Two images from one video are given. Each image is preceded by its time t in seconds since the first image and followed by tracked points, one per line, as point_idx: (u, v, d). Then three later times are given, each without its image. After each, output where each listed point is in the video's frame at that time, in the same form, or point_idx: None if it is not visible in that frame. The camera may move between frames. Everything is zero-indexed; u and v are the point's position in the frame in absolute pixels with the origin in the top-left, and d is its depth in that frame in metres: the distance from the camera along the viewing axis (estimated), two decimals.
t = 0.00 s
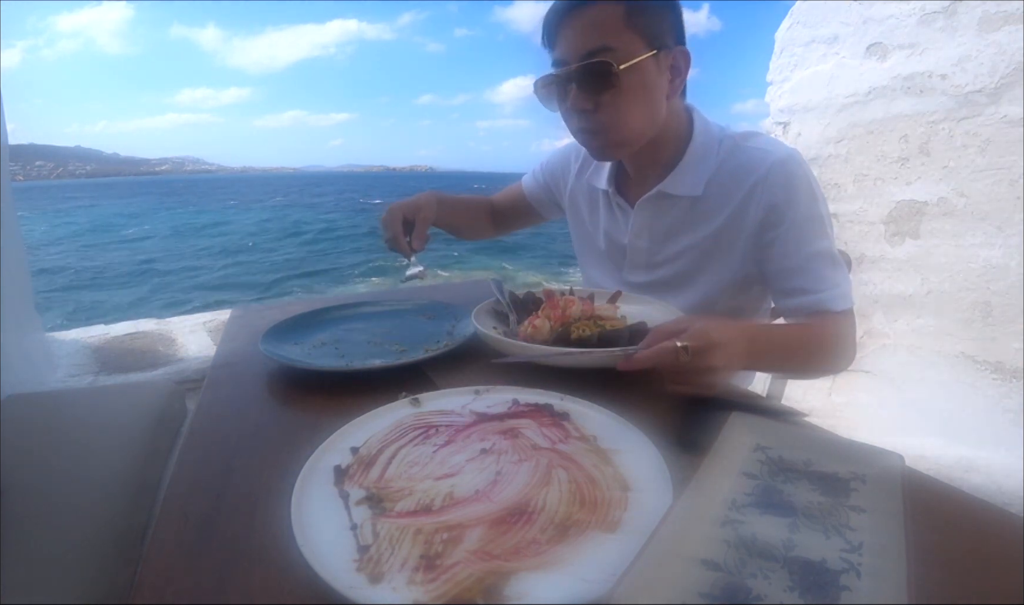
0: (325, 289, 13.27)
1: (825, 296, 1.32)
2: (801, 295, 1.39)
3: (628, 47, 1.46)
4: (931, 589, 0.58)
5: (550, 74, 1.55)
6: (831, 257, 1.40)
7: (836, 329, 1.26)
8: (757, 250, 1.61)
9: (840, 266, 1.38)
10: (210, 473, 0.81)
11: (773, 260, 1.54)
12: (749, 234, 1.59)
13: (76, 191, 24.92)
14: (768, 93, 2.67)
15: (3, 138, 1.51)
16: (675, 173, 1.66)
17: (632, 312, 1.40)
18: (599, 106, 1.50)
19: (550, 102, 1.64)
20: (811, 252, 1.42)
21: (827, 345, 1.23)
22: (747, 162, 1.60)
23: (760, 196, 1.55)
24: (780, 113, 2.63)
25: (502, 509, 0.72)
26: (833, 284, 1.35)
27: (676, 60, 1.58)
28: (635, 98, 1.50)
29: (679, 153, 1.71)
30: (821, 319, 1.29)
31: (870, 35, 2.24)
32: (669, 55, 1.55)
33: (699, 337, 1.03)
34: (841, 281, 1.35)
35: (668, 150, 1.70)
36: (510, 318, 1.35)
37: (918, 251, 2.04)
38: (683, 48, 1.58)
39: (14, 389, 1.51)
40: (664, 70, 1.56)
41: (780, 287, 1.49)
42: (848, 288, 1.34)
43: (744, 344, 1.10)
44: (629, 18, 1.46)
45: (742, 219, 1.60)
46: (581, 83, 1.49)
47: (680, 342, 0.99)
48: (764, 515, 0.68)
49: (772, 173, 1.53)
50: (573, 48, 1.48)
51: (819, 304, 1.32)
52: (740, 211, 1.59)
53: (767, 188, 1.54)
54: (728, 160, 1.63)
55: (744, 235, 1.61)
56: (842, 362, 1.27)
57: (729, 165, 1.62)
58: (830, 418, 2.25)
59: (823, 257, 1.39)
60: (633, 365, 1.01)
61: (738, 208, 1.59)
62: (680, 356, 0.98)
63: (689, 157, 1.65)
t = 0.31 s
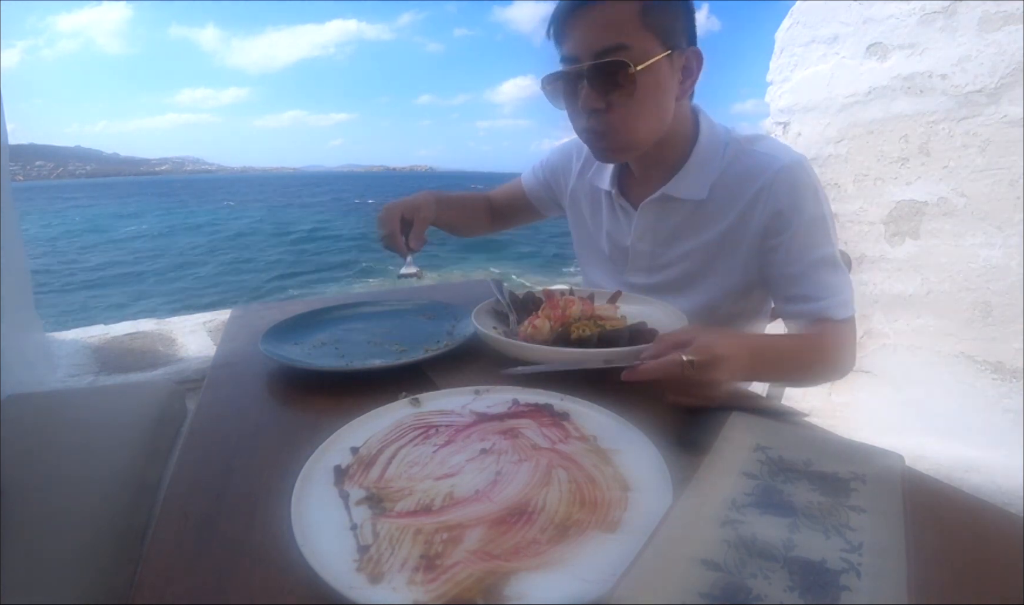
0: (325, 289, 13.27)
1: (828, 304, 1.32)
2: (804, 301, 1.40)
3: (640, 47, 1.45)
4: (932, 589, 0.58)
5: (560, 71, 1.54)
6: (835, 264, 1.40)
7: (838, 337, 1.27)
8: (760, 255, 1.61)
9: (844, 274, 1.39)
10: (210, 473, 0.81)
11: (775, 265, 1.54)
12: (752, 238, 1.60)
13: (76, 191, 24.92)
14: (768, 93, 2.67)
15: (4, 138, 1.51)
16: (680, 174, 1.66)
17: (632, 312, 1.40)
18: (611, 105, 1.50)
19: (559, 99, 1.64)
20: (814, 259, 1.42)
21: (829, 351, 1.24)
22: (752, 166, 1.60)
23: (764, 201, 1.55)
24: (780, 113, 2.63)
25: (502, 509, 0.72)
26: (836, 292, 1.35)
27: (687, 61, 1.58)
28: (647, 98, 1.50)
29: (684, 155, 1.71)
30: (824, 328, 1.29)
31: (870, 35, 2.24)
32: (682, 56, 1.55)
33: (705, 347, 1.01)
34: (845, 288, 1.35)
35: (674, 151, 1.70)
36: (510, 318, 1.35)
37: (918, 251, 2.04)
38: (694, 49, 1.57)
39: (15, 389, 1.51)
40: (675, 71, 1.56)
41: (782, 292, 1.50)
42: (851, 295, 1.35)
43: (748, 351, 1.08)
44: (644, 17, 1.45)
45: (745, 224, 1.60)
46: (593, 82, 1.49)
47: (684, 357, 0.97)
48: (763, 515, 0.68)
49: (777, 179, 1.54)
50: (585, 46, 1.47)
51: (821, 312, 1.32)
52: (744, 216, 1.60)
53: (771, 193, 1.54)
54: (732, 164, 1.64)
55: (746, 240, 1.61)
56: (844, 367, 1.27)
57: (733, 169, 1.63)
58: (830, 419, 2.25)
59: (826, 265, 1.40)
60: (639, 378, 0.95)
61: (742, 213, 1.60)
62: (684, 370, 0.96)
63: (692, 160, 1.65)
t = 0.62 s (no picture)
0: (325, 289, 13.27)
1: (828, 309, 1.32)
2: (804, 306, 1.40)
3: (644, 50, 1.45)
4: (932, 589, 0.58)
5: (563, 74, 1.53)
6: (836, 269, 1.40)
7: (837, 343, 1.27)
8: (760, 259, 1.61)
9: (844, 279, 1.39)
10: (210, 473, 0.81)
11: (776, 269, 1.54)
12: (752, 242, 1.60)
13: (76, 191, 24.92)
14: (768, 93, 2.66)
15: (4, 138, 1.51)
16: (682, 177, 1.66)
17: (632, 312, 1.40)
18: (613, 108, 1.50)
19: (561, 101, 1.63)
20: (815, 264, 1.43)
21: (829, 356, 1.24)
22: (753, 170, 1.60)
23: (765, 205, 1.55)
24: (780, 113, 2.62)
25: (502, 509, 0.72)
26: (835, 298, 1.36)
27: (691, 64, 1.57)
28: (650, 102, 1.50)
29: (687, 159, 1.70)
30: (823, 333, 1.29)
31: (870, 35, 2.24)
32: (685, 58, 1.54)
33: (703, 350, 1.02)
34: (844, 292, 1.36)
35: (677, 154, 1.69)
36: (510, 318, 1.35)
37: (918, 251, 2.04)
38: (697, 51, 1.57)
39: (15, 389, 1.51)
40: (679, 74, 1.55)
41: (782, 296, 1.50)
42: (851, 300, 1.35)
43: (748, 356, 1.08)
44: (646, 19, 1.44)
45: (745, 228, 1.60)
46: (595, 85, 1.49)
47: (686, 361, 0.97)
48: (763, 514, 0.68)
49: (778, 184, 1.54)
50: (588, 48, 1.46)
51: (821, 317, 1.32)
52: (744, 221, 1.60)
53: (772, 198, 1.54)
54: (733, 167, 1.64)
55: (746, 244, 1.61)
56: (843, 371, 1.27)
57: (734, 173, 1.63)
58: (830, 419, 2.25)
59: (826, 271, 1.40)
60: (641, 381, 0.95)
61: (742, 217, 1.60)
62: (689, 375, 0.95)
63: (694, 164, 1.65)
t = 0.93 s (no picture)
0: (325, 289, 13.26)
1: (825, 310, 1.32)
2: (801, 307, 1.40)
3: (628, 55, 1.46)
4: (932, 589, 0.59)
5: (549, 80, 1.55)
6: (832, 269, 1.40)
7: (834, 344, 1.27)
8: (758, 260, 1.61)
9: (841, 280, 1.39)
10: (210, 473, 0.81)
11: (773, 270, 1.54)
12: (749, 243, 1.59)
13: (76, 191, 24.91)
14: (768, 93, 2.66)
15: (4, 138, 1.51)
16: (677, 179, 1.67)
17: (632, 312, 1.40)
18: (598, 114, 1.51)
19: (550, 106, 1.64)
20: (811, 265, 1.42)
21: (826, 356, 1.24)
22: (749, 171, 1.60)
23: (761, 206, 1.55)
24: (780, 113, 2.62)
25: (502, 509, 0.72)
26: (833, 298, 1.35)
27: (679, 67, 1.57)
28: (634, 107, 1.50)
29: (681, 160, 1.70)
30: (821, 335, 1.29)
31: (870, 35, 2.24)
32: (671, 61, 1.54)
33: (703, 348, 1.01)
34: (841, 293, 1.35)
35: (671, 156, 1.69)
36: (510, 318, 1.35)
37: (918, 251, 2.04)
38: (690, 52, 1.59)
39: (15, 389, 1.51)
40: (666, 77, 1.55)
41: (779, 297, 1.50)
42: (847, 300, 1.35)
43: (748, 357, 1.08)
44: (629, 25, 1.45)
45: (742, 228, 1.60)
46: (580, 92, 1.50)
47: (688, 359, 0.96)
48: (764, 514, 0.68)
49: (774, 184, 1.54)
50: (573, 55, 1.48)
51: (818, 318, 1.32)
52: (741, 221, 1.60)
53: (768, 198, 1.54)
54: (730, 168, 1.64)
55: (744, 244, 1.61)
56: (841, 372, 1.27)
57: (731, 173, 1.63)
58: (830, 419, 2.25)
59: (823, 271, 1.40)
60: (643, 378, 0.94)
61: (740, 218, 1.60)
62: (690, 373, 0.94)
63: (690, 166, 1.65)
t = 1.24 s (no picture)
0: (325, 289, 13.26)
1: (824, 311, 1.32)
2: (800, 307, 1.40)
3: (614, 59, 1.46)
4: (931, 588, 0.59)
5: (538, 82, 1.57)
6: (831, 269, 1.40)
7: (834, 344, 1.27)
8: (758, 260, 1.61)
9: (840, 279, 1.39)
10: (210, 473, 0.81)
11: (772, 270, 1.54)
12: (749, 243, 1.59)
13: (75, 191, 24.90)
14: (768, 93, 2.66)
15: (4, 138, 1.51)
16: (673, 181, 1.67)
17: (632, 313, 1.40)
18: (585, 118, 1.52)
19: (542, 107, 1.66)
20: (810, 265, 1.42)
21: (825, 356, 1.24)
22: (748, 172, 1.60)
23: (759, 207, 1.55)
24: (780, 113, 2.62)
25: (501, 509, 0.72)
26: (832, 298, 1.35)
27: (670, 69, 1.56)
28: (622, 111, 1.51)
29: (677, 161, 1.70)
30: (821, 335, 1.29)
31: (870, 35, 2.24)
32: (661, 64, 1.53)
33: (702, 347, 1.01)
34: (840, 293, 1.35)
35: (667, 157, 1.69)
36: (510, 318, 1.35)
37: (918, 251, 2.04)
38: (685, 53, 1.59)
39: (15, 389, 1.51)
40: (655, 79, 1.55)
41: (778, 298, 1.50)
42: (846, 300, 1.34)
43: (748, 357, 1.08)
44: (616, 28, 1.45)
45: (741, 229, 1.60)
46: (567, 95, 1.51)
47: (688, 358, 0.96)
48: (764, 515, 0.68)
49: (772, 185, 1.54)
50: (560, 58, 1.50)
51: (817, 318, 1.32)
52: (739, 222, 1.60)
53: (767, 199, 1.54)
54: (728, 169, 1.64)
55: (743, 244, 1.61)
56: (841, 372, 1.27)
57: (729, 174, 1.63)
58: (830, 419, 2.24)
59: (822, 271, 1.40)
60: (642, 377, 0.94)
61: (738, 218, 1.60)
62: (689, 373, 0.95)
63: (688, 166, 1.65)
